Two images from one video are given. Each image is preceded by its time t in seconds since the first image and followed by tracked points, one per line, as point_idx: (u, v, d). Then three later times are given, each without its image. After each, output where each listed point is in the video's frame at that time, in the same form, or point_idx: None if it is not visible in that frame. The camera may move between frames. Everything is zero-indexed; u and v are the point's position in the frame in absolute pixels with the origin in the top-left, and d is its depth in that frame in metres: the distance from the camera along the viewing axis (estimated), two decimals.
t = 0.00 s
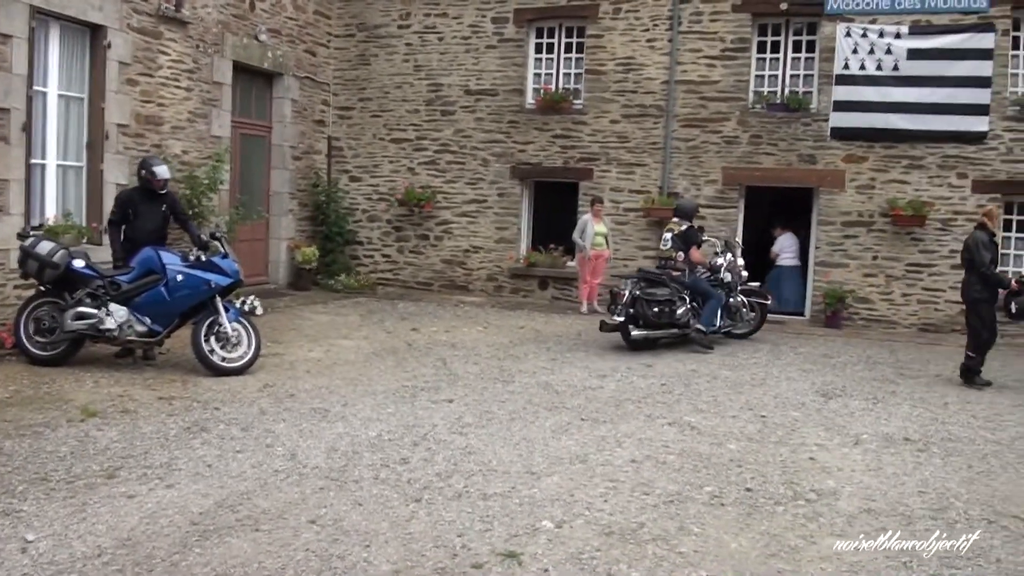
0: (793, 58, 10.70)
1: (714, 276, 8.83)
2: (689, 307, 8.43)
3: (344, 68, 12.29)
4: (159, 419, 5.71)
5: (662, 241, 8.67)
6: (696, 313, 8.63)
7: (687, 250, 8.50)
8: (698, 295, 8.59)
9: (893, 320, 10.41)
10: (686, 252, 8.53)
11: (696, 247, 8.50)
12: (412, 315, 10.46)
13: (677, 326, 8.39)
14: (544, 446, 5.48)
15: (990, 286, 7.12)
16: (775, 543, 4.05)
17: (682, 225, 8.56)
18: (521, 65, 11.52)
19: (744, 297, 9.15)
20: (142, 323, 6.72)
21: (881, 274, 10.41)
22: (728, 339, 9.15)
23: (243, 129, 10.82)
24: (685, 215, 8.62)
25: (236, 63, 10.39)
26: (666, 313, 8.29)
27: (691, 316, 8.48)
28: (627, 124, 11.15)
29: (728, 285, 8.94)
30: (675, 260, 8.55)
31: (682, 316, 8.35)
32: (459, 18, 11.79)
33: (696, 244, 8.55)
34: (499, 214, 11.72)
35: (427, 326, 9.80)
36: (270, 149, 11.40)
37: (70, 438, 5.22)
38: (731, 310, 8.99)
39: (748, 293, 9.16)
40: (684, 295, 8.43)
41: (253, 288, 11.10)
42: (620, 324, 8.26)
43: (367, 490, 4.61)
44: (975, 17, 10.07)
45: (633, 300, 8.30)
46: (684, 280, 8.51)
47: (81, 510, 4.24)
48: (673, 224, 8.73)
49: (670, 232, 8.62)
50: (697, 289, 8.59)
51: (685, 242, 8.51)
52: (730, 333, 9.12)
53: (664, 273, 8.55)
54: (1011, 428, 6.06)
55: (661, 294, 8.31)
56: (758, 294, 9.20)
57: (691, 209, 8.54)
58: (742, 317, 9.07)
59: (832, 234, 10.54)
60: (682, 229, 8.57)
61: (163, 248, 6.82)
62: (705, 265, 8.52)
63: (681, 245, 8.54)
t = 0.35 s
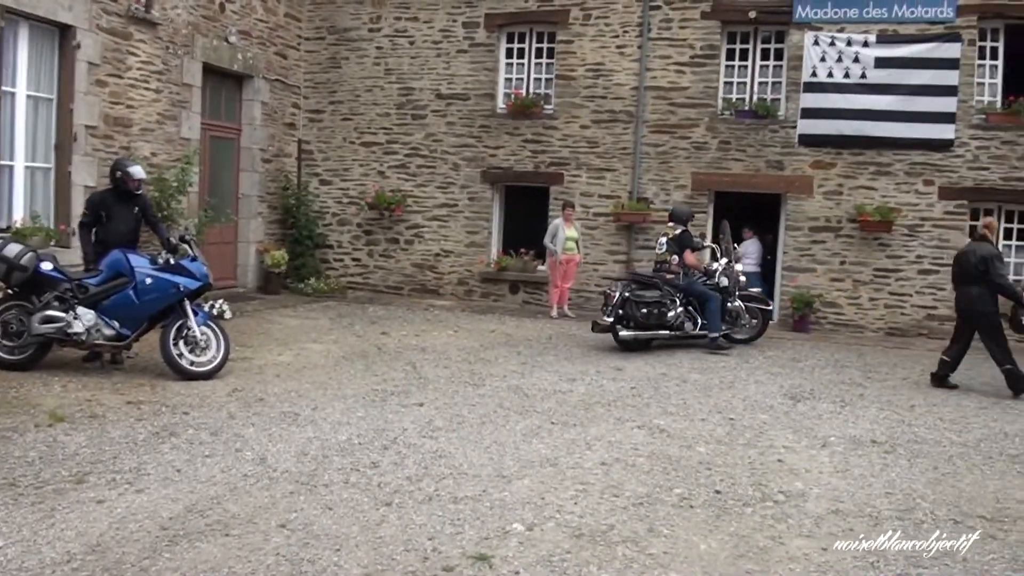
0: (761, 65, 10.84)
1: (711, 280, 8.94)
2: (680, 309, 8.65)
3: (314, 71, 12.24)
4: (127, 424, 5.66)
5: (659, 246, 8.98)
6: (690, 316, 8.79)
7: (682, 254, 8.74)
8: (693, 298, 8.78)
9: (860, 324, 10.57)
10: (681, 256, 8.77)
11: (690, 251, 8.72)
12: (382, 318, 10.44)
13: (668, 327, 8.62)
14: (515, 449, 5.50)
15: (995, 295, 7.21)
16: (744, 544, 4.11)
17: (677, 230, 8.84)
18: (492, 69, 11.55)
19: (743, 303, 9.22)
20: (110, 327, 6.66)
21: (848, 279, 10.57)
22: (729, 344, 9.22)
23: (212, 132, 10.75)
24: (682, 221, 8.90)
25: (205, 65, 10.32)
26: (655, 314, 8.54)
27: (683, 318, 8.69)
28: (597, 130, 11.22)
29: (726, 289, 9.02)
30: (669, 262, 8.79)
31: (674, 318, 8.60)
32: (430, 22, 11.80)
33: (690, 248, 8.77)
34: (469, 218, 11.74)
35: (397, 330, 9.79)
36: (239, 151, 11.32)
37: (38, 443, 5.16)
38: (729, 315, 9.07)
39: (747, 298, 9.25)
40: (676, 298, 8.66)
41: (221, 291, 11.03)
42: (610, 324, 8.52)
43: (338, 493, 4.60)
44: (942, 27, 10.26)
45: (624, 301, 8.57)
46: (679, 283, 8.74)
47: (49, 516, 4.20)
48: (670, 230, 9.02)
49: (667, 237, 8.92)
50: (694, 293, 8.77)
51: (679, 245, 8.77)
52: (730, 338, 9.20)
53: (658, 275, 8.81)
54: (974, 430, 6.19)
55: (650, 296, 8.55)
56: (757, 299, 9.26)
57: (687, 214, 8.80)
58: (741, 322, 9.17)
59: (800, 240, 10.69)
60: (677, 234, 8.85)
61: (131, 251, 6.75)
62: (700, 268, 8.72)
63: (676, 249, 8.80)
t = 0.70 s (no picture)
0: (740, 67, 10.90)
1: (717, 283, 8.89)
2: (681, 311, 8.74)
3: (293, 72, 12.20)
4: (105, 427, 5.61)
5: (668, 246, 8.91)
6: (695, 318, 8.85)
7: (686, 258, 8.61)
8: (696, 301, 8.78)
9: (839, 324, 10.65)
10: (685, 259, 8.65)
11: (695, 256, 8.58)
12: (362, 320, 10.41)
13: (668, 327, 8.73)
14: (495, 450, 5.50)
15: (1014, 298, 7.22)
16: (722, 544, 4.13)
17: (686, 233, 8.68)
18: (471, 70, 11.55)
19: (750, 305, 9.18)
20: (88, 329, 6.60)
21: (827, 279, 10.65)
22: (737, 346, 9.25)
23: (190, 133, 10.68)
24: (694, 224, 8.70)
25: (184, 66, 10.25)
26: (654, 314, 8.68)
27: (684, 320, 8.77)
28: (577, 131, 11.24)
29: (732, 292, 8.95)
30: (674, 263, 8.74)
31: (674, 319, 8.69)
32: (410, 23, 11.79)
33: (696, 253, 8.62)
34: (450, 219, 11.73)
35: (377, 332, 9.76)
36: (218, 152, 11.26)
37: (15, 447, 5.12)
38: (735, 318, 9.04)
39: (754, 301, 9.19)
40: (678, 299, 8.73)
41: (200, 293, 10.97)
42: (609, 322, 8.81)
43: (317, 496, 4.58)
44: (920, 30, 10.35)
45: (625, 300, 8.78)
46: (681, 285, 8.75)
47: (26, 520, 4.16)
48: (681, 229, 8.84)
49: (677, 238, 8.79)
50: (697, 296, 8.74)
51: (685, 248, 8.63)
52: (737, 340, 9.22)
53: (662, 276, 8.91)
54: (952, 429, 6.25)
55: (649, 296, 8.71)
56: (766, 302, 9.18)
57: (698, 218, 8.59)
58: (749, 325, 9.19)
59: (779, 240, 10.76)
60: (685, 235, 8.69)
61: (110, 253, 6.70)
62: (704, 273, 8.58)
63: (682, 252, 8.68)
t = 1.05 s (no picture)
0: (726, 65, 10.93)
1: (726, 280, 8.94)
2: (689, 308, 8.78)
3: (279, 71, 12.17)
4: (91, 429, 5.58)
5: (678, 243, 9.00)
6: (704, 316, 8.87)
7: (694, 254, 8.70)
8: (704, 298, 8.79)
9: (826, 321, 10.69)
10: (693, 256, 8.73)
11: (703, 252, 8.65)
12: (349, 320, 10.38)
13: (675, 324, 8.77)
14: (483, 449, 5.50)
15: None
16: (711, 540, 4.14)
17: (694, 229, 8.77)
18: (458, 69, 11.54)
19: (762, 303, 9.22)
20: (74, 331, 6.56)
21: (814, 276, 10.69)
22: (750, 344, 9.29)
23: (176, 132, 10.64)
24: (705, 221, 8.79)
25: (169, 65, 10.20)
26: (660, 310, 8.71)
27: (692, 317, 8.81)
28: (564, 130, 11.25)
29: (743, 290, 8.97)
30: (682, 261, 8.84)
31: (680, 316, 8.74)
32: (395, 21, 11.76)
33: (703, 249, 8.69)
34: (437, 218, 11.72)
35: (365, 332, 9.74)
36: (203, 152, 11.20)
37: None
38: (748, 316, 9.06)
39: (767, 299, 9.25)
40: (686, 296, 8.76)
41: (187, 294, 10.93)
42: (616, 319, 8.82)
43: (305, 496, 4.57)
44: (905, 27, 10.40)
45: (632, 297, 8.80)
46: (689, 282, 8.78)
47: (12, 523, 4.13)
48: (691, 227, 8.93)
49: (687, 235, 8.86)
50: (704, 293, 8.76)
51: (691, 246, 8.73)
52: (751, 338, 9.26)
53: (670, 274, 8.93)
54: (940, 424, 6.28)
55: (655, 293, 8.74)
56: (778, 300, 9.23)
57: (708, 215, 8.69)
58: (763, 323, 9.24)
59: (766, 238, 10.79)
60: (693, 233, 8.78)
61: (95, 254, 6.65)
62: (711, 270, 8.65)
63: (690, 249, 8.76)
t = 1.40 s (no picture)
0: (713, 64, 10.96)
1: (734, 279, 8.90)
2: (696, 306, 8.77)
3: (266, 71, 12.14)
4: (79, 432, 5.54)
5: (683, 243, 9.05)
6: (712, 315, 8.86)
7: (699, 253, 8.73)
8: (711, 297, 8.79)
9: (814, 319, 10.72)
10: (698, 255, 8.76)
11: (707, 251, 8.68)
12: (338, 320, 10.36)
13: (681, 323, 8.77)
14: (473, 449, 5.49)
15: None
16: (701, 539, 4.14)
17: (699, 229, 8.80)
18: (445, 69, 11.54)
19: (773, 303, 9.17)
20: (62, 333, 6.51)
21: (802, 274, 10.73)
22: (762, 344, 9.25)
23: (163, 133, 10.59)
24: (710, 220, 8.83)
25: (156, 66, 10.16)
26: (665, 309, 8.74)
27: (699, 316, 8.78)
28: (552, 129, 11.25)
29: (752, 289, 8.92)
30: (687, 261, 8.87)
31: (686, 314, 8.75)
32: (383, 21, 11.74)
33: (707, 248, 8.71)
34: (425, 218, 11.70)
35: (354, 332, 9.73)
36: (191, 153, 11.17)
37: None
38: (758, 315, 9.02)
39: (778, 298, 9.20)
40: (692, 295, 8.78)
41: (175, 295, 10.88)
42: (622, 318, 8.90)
43: (295, 497, 4.56)
44: (892, 26, 10.45)
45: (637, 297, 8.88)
46: (695, 281, 8.80)
47: None
48: (695, 228, 8.99)
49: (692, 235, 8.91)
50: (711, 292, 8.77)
51: (696, 245, 8.76)
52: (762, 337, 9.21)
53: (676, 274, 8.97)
54: (928, 421, 6.31)
55: (660, 292, 8.79)
56: (790, 299, 9.19)
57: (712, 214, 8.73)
58: (776, 323, 9.19)
59: (754, 236, 10.83)
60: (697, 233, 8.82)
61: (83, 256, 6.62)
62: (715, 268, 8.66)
63: (694, 248, 8.79)
